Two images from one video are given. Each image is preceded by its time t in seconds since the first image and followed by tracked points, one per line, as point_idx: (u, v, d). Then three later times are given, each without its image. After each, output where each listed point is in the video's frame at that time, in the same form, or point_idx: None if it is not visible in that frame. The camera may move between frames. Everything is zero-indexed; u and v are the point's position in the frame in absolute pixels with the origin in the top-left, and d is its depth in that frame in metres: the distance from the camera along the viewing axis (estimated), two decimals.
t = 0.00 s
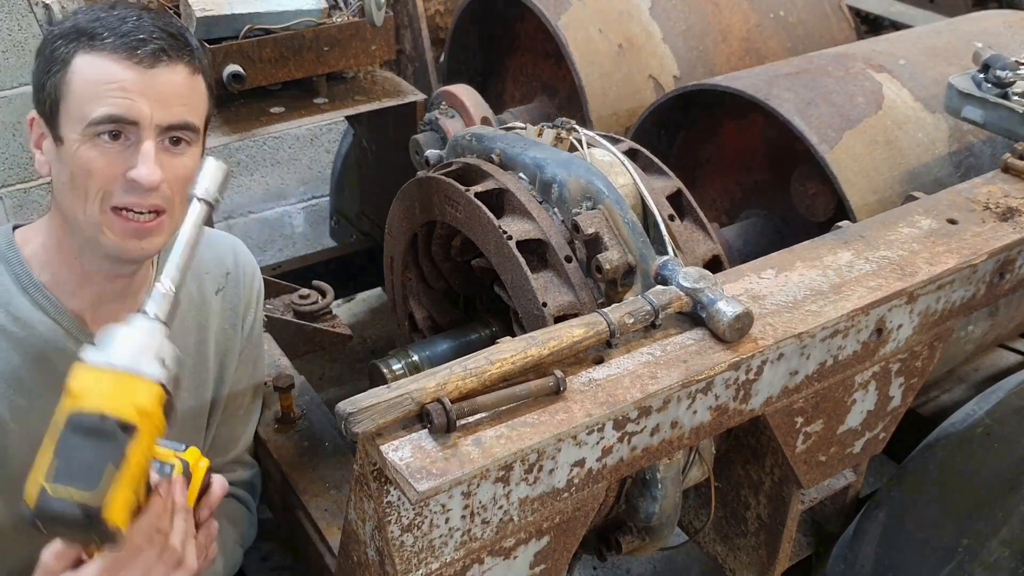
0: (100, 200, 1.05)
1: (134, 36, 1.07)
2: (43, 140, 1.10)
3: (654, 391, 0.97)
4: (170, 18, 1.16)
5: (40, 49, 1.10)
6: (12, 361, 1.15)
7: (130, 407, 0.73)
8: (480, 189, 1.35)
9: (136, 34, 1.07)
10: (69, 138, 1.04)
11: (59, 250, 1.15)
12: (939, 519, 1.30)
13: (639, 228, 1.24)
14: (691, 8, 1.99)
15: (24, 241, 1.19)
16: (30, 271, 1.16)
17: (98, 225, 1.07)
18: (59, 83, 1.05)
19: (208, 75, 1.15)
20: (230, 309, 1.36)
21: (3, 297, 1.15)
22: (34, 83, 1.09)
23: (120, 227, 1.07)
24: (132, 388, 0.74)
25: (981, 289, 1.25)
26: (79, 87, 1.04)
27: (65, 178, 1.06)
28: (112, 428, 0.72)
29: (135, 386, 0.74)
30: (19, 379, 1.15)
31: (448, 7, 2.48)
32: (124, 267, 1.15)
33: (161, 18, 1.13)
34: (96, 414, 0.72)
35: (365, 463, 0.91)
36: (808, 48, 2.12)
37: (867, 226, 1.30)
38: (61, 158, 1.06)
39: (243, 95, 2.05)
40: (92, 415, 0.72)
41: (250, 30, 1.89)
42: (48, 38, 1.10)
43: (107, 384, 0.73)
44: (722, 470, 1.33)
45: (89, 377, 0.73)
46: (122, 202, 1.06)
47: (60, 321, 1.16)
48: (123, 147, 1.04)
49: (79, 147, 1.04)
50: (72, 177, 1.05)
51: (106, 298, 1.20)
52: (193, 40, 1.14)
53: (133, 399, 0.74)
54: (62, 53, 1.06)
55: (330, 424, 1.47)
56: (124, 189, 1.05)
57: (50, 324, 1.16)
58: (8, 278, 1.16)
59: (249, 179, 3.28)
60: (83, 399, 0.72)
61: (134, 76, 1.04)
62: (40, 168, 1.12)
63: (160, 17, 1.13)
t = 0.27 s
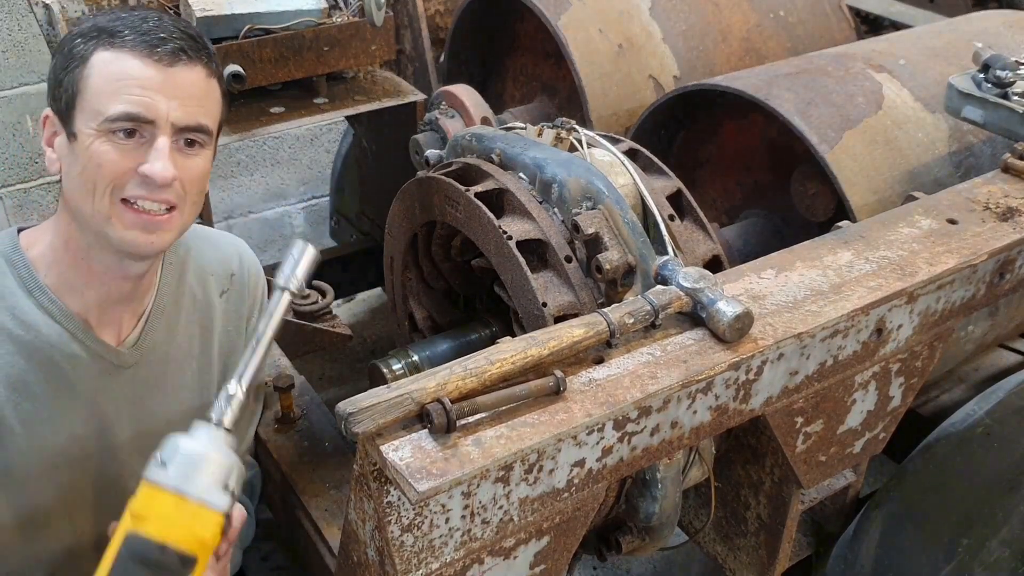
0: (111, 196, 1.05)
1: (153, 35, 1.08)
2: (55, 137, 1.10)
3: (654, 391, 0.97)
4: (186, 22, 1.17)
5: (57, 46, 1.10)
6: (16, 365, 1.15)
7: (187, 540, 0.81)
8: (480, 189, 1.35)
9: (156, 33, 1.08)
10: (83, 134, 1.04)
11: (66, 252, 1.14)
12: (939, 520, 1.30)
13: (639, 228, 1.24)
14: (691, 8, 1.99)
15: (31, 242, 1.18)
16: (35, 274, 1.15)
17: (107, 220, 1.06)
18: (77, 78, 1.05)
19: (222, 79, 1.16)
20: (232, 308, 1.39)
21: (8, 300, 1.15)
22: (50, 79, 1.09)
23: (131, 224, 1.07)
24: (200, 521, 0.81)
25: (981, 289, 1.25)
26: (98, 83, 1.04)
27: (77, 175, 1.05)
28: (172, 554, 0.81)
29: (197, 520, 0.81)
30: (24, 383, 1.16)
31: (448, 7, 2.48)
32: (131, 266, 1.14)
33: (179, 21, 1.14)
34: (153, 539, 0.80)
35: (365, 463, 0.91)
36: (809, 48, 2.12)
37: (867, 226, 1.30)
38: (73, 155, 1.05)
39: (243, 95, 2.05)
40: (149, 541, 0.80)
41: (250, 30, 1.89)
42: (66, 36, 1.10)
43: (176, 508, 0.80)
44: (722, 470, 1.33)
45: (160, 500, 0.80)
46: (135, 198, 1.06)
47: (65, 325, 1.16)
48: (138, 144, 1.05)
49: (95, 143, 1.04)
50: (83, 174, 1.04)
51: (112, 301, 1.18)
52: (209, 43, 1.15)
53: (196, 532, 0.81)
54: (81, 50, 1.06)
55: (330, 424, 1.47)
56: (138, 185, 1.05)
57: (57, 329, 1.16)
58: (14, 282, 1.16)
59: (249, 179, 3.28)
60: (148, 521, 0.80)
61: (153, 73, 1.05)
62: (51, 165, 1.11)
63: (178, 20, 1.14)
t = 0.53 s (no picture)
0: (117, 204, 1.06)
1: (159, 42, 1.08)
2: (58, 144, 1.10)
3: (654, 391, 0.97)
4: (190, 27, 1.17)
5: (60, 52, 1.10)
6: (19, 373, 1.16)
7: None
8: (480, 189, 1.35)
9: (162, 41, 1.07)
10: (88, 143, 1.04)
11: (67, 259, 1.15)
12: (939, 520, 1.31)
13: (639, 228, 1.25)
14: (691, 8, 1.99)
15: (32, 251, 1.19)
16: (36, 281, 1.16)
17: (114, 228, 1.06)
18: (82, 85, 1.05)
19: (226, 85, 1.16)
20: (235, 310, 1.39)
21: (10, 307, 1.15)
22: (53, 85, 1.08)
23: (137, 230, 1.07)
24: (185, 559, 0.89)
25: (981, 289, 1.25)
26: (103, 90, 1.04)
27: (82, 183, 1.05)
28: None
29: (184, 559, 0.89)
30: (27, 390, 1.16)
31: (448, 7, 2.48)
32: (137, 273, 1.15)
33: (183, 27, 1.14)
34: None
35: (365, 462, 0.91)
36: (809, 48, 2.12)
37: (867, 226, 1.31)
38: (78, 164, 1.05)
39: (243, 95, 2.05)
40: None
41: (250, 30, 1.89)
42: (70, 42, 1.10)
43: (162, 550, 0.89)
44: (722, 470, 1.33)
45: (147, 542, 0.89)
46: (142, 206, 1.06)
47: (67, 332, 1.16)
48: (144, 151, 1.05)
49: (102, 152, 1.04)
50: (89, 183, 1.05)
51: (115, 308, 1.19)
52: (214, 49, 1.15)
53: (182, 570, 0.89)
54: (85, 57, 1.06)
55: (330, 424, 1.47)
56: (144, 192, 1.05)
57: (59, 336, 1.17)
58: (15, 289, 1.16)
59: (250, 180, 3.25)
60: (139, 565, 0.89)
61: (159, 81, 1.05)
62: (52, 171, 1.11)
63: (182, 25, 1.14)
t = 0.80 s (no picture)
0: (118, 205, 1.06)
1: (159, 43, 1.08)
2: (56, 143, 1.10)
3: (654, 391, 0.97)
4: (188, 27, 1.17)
5: (59, 51, 1.09)
6: (18, 374, 1.16)
7: (177, 554, 0.90)
8: (480, 189, 1.35)
9: (163, 42, 1.07)
10: (88, 143, 1.04)
11: (66, 260, 1.15)
12: (939, 520, 1.31)
13: (639, 228, 1.25)
14: (691, 8, 2.00)
15: (31, 251, 1.19)
16: (35, 282, 1.16)
17: (115, 229, 1.07)
18: (82, 86, 1.05)
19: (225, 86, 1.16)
20: (235, 309, 1.39)
21: (9, 308, 1.16)
22: (52, 84, 1.08)
23: (137, 231, 1.08)
24: (188, 536, 0.90)
25: (981, 289, 1.25)
26: (103, 91, 1.04)
27: (82, 184, 1.05)
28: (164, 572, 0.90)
29: (187, 535, 0.90)
30: (26, 392, 1.17)
31: (448, 7, 2.48)
32: (137, 273, 1.15)
33: (182, 27, 1.14)
34: (145, 556, 0.89)
35: (365, 462, 0.91)
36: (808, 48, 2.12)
37: (867, 226, 1.31)
38: (78, 164, 1.05)
39: (243, 95, 2.05)
40: (141, 557, 0.89)
41: (250, 30, 1.89)
42: (69, 41, 1.09)
43: (166, 527, 0.90)
44: (722, 470, 1.33)
45: (151, 519, 0.90)
46: (142, 206, 1.06)
47: (67, 333, 1.17)
48: (145, 152, 1.05)
49: (102, 153, 1.04)
50: (90, 184, 1.05)
51: (114, 308, 1.19)
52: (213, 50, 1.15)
53: (186, 547, 0.90)
54: (85, 57, 1.06)
55: (330, 424, 1.47)
56: (144, 193, 1.06)
57: (59, 336, 1.17)
58: (14, 290, 1.16)
59: (249, 179, 3.25)
60: (142, 543, 0.89)
61: (159, 83, 1.05)
62: (51, 171, 1.11)
63: (181, 25, 1.14)
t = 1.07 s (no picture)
0: (120, 206, 1.06)
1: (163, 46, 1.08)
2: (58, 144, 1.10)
3: (654, 391, 0.97)
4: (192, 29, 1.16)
5: (62, 51, 1.09)
6: (18, 374, 1.16)
7: (183, 550, 0.90)
8: (480, 189, 1.35)
9: (166, 45, 1.07)
10: (90, 144, 1.04)
11: (66, 259, 1.15)
12: (939, 520, 1.31)
13: (639, 228, 1.25)
14: (691, 8, 2.00)
15: (31, 250, 1.19)
16: (35, 282, 1.16)
17: (117, 229, 1.07)
18: (85, 87, 1.04)
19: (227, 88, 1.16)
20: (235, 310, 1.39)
21: (8, 308, 1.16)
22: (54, 85, 1.08)
23: (139, 232, 1.08)
24: (195, 532, 0.91)
25: (980, 289, 1.25)
26: (107, 93, 1.04)
27: (83, 184, 1.05)
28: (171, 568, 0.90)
29: (194, 531, 0.91)
30: (26, 392, 1.17)
31: (448, 7, 2.47)
32: (138, 272, 1.15)
33: (186, 28, 1.14)
34: (152, 552, 0.90)
35: (365, 463, 0.91)
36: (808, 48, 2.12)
37: (867, 227, 1.31)
38: (79, 165, 1.05)
39: (243, 95, 2.05)
40: (148, 553, 0.90)
41: (250, 30, 1.89)
42: (73, 41, 1.09)
43: (172, 523, 0.90)
44: (722, 470, 1.33)
45: (158, 515, 0.90)
46: (144, 208, 1.06)
47: (67, 333, 1.17)
48: (147, 154, 1.05)
49: (105, 154, 1.04)
50: (91, 184, 1.05)
51: (114, 308, 1.19)
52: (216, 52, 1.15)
53: (192, 544, 0.90)
54: (89, 59, 1.05)
55: (330, 424, 1.47)
56: (146, 195, 1.06)
57: (59, 336, 1.17)
58: (14, 290, 1.17)
59: (249, 180, 3.24)
60: (149, 539, 0.90)
61: (164, 86, 1.05)
62: (52, 171, 1.11)
63: (185, 28, 1.14)
